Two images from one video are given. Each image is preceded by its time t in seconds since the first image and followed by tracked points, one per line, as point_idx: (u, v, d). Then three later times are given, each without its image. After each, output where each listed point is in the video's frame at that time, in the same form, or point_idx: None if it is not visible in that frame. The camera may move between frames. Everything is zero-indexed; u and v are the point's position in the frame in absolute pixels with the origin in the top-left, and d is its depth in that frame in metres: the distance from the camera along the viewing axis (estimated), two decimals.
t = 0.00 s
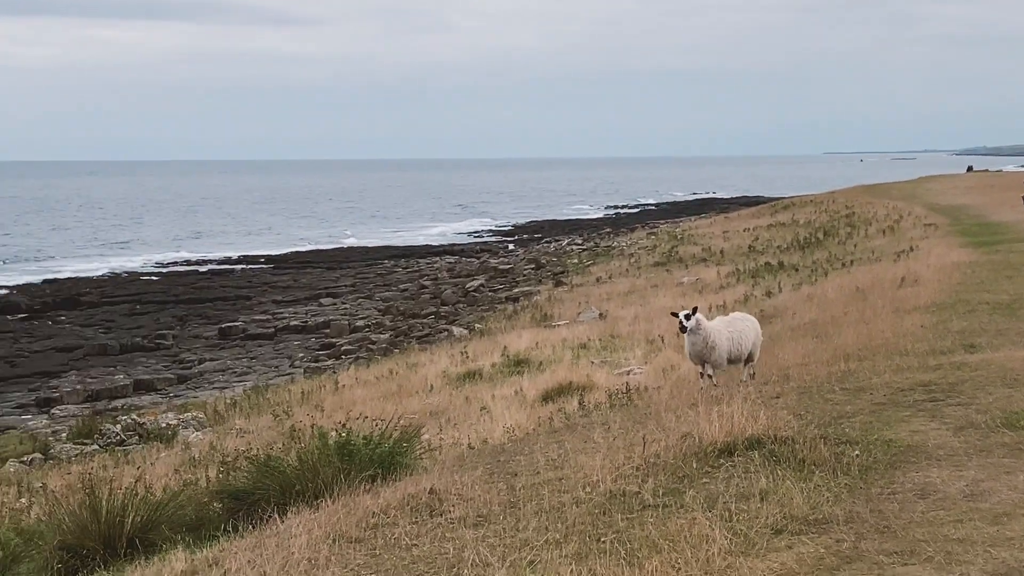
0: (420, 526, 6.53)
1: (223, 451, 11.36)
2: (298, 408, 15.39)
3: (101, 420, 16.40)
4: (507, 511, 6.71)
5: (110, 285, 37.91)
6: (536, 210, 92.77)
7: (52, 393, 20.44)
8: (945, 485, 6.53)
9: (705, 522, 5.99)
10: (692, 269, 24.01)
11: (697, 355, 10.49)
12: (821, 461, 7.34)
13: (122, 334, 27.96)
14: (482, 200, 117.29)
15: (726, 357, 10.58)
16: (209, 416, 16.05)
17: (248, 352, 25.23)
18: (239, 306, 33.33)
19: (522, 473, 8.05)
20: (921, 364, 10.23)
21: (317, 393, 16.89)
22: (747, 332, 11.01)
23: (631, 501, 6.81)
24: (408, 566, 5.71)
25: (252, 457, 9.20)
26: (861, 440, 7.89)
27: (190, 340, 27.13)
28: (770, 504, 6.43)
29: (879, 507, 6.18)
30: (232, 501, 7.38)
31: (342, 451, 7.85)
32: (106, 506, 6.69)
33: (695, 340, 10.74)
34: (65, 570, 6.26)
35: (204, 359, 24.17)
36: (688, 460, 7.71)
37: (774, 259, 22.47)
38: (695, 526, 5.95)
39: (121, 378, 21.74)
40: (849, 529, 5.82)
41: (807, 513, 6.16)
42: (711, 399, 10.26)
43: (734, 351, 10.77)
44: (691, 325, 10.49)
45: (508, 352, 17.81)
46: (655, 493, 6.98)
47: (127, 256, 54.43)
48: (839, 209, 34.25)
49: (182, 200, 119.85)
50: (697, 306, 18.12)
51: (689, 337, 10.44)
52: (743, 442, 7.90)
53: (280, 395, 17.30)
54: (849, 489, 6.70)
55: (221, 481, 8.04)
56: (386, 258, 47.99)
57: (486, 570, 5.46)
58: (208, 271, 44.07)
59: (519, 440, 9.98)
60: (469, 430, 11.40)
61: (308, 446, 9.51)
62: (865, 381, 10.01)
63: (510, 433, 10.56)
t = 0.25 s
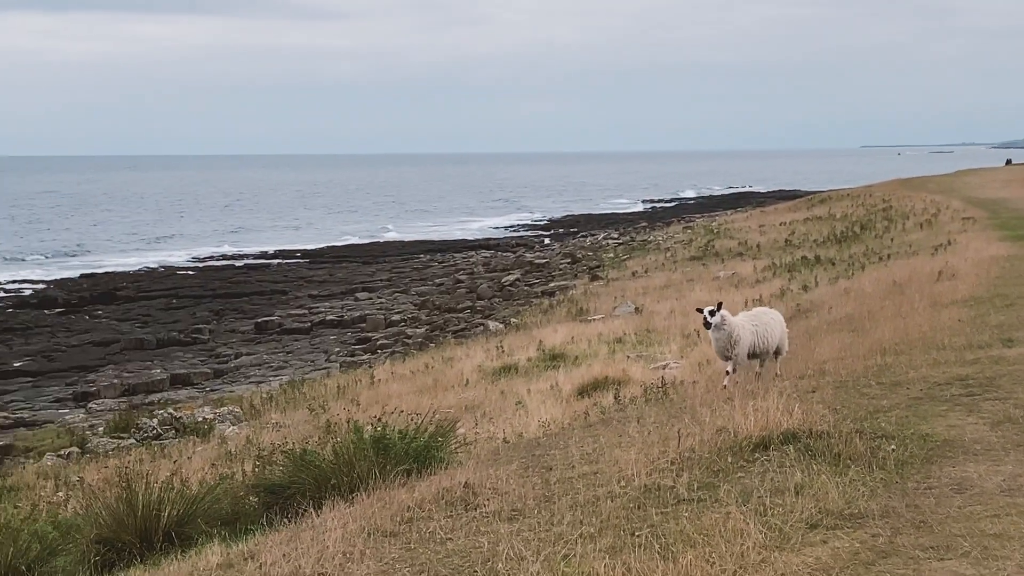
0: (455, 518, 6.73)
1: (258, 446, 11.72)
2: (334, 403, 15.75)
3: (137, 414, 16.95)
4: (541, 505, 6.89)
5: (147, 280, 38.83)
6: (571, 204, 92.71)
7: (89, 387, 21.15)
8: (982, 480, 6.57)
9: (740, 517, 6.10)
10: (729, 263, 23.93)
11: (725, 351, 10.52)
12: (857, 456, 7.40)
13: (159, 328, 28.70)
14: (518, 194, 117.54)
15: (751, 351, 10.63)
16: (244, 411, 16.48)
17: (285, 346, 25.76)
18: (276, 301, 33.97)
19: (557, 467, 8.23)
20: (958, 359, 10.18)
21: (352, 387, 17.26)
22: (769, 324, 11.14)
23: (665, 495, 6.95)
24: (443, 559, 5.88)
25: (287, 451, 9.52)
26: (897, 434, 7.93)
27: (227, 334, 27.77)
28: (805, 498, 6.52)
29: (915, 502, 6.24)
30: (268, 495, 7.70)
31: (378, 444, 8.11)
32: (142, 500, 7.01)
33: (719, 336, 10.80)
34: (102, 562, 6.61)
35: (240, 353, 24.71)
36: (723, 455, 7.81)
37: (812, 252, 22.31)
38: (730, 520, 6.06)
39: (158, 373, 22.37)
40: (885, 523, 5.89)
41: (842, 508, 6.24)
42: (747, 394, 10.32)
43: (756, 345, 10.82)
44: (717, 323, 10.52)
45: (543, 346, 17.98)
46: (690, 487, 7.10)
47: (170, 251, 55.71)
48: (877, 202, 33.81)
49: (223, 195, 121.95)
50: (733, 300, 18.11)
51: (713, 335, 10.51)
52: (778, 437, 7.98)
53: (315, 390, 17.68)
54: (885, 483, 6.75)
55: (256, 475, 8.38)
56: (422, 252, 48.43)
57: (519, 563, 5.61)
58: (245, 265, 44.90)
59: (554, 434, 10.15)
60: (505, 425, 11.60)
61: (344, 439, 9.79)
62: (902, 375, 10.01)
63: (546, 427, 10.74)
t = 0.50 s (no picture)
0: (475, 514, 6.84)
1: (279, 441, 11.91)
2: (355, 398, 15.94)
3: (159, 410, 17.25)
4: (561, 501, 6.99)
5: (169, 276, 39.32)
6: (592, 200, 92.61)
7: (111, 383, 21.53)
8: (1004, 476, 6.57)
9: (759, 513, 6.16)
10: (751, 259, 23.86)
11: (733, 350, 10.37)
12: (878, 452, 7.42)
13: (182, 324, 29.10)
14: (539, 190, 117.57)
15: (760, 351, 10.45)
16: (265, 407, 16.72)
17: (307, 342, 26.06)
18: (298, 296, 34.33)
19: (576, 463, 8.32)
20: (979, 355, 10.14)
21: (374, 383, 17.46)
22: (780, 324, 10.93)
23: (685, 491, 7.02)
24: (462, 555, 5.99)
25: (308, 447, 9.68)
26: (918, 430, 7.93)
27: (249, 330, 28.11)
28: (824, 494, 6.56)
29: (936, 499, 6.26)
30: (289, 490, 7.86)
31: (399, 440, 8.24)
32: (164, 496, 7.14)
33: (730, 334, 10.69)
34: (123, 558, 6.75)
35: (262, 349, 25.02)
36: (743, 451, 7.87)
37: (834, 248, 22.19)
38: (749, 517, 6.12)
39: (180, 368, 22.74)
40: (905, 520, 5.92)
41: (862, 504, 6.27)
42: (768, 390, 10.35)
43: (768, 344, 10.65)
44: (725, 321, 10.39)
45: (564, 342, 18.06)
46: (710, 483, 7.17)
47: (194, 247, 56.38)
48: (900, 198, 33.52)
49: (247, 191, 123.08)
50: (755, 295, 18.07)
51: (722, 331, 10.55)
52: (798, 433, 8.02)
53: (336, 386, 17.89)
54: (905, 480, 6.78)
55: (277, 471, 8.54)
56: (443, 248, 48.66)
57: (539, 559, 5.70)
58: (267, 261, 45.34)
59: (574, 430, 10.24)
60: (526, 420, 11.70)
61: (365, 435, 9.94)
62: (923, 371, 9.99)
63: (567, 423, 10.83)
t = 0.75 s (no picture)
0: (483, 510, 6.90)
1: (288, 437, 12.01)
2: (364, 395, 16.04)
3: (168, 406, 17.40)
4: (568, 497, 7.05)
5: (178, 272, 39.53)
6: (601, 196, 92.56)
7: (120, 380, 21.71)
8: (1011, 473, 6.60)
9: (766, 510, 6.20)
10: (760, 255, 23.84)
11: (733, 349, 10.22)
12: (885, 448, 7.45)
13: (190, 321, 29.28)
14: (548, 187, 117.55)
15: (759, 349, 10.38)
16: (274, 403, 16.83)
17: (317, 338, 26.18)
18: (307, 293, 34.46)
19: (584, 459, 8.39)
20: (988, 351, 10.15)
21: (383, 379, 17.58)
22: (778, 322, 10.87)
23: (692, 487, 7.07)
24: (470, 551, 6.05)
25: (316, 443, 9.77)
26: (926, 427, 7.96)
27: (258, 327, 28.26)
28: (832, 491, 6.60)
29: (943, 495, 6.29)
30: (298, 486, 7.95)
31: (407, 436, 8.32)
32: (172, 493, 7.21)
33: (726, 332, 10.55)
34: (131, 553, 6.82)
35: (271, 346, 25.15)
36: (750, 447, 7.91)
37: (842, 245, 22.15)
38: (756, 514, 6.17)
39: (188, 364, 22.89)
40: (912, 516, 5.95)
41: (870, 500, 6.31)
42: (776, 386, 10.37)
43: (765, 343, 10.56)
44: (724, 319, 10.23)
45: (573, 338, 18.10)
46: (717, 479, 7.21)
47: (203, 243, 56.65)
48: (909, 195, 33.40)
49: (256, 188, 123.46)
50: (763, 292, 18.07)
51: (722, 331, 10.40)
52: (806, 429, 8.06)
53: (344, 382, 17.99)
54: (913, 476, 6.80)
55: (285, 467, 8.63)
56: (451, 244, 48.73)
57: (546, 555, 5.76)
58: (276, 258, 45.51)
59: (582, 427, 10.29)
60: (534, 417, 11.75)
61: (373, 432, 10.01)
62: (930, 367, 10.00)
63: (575, 419, 10.88)
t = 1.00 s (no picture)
0: (483, 505, 6.96)
1: (287, 434, 12.06)
2: (363, 391, 16.10)
3: (166, 403, 17.45)
4: (566, 493, 7.11)
5: (177, 269, 39.55)
6: (600, 193, 92.58)
7: (118, 376, 21.75)
8: (1008, 468, 6.66)
9: (764, 505, 6.25)
10: (758, 252, 23.88)
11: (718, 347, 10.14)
12: (883, 443, 7.50)
13: (189, 318, 29.32)
14: (547, 183, 117.53)
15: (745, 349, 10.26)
16: (273, 399, 16.88)
17: (316, 335, 26.22)
18: (306, 290, 34.49)
19: (582, 455, 8.44)
20: (986, 348, 10.21)
21: (382, 376, 17.64)
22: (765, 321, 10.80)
23: (690, 483, 7.13)
24: (468, 546, 6.10)
25: (315, 439, 9.82)
26: (924, 423, 8.01)
27: (257, 323, 28.31)
28: (830, 486, 6.65)
29: (941, 490, 6.35)
30: (297, 483, 8.00)
31: (406, 432, 8.37)
32: (171, 489, 7.26)
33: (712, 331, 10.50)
34: (130, 550, 6.88)
35: (269, 342, 25.20)
36: (748, 442, 7.97)
37: (841, 242, 22.20)
38: (754, 509, 6.22)
39: (188, 361, 22.92)
40: (910, 511, 6.00)
41: (867, 496, 6.37)
42: (774, 382, 10.44)
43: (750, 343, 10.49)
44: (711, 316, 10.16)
45: (571, 335, 18.14)
46: (715, 475, 7.27)
47: (202, 240, 56.66)
48: (908, 192, 33.48)
49: (255, 184, 123.41)
50: (761, 289, 18.12)
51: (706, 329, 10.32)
52: (804, 425, 8.12)
53: (343, 379, 18.04)
54: (911, 471, 6.86)
55: (284, 463, 8.68)
56: (450, 241, 48.77)
57: (543, 550, 5.81)
58: (275, 254, 45.54)
59: (581, 423, 10.34)
60: (533, 413, 11.81)
61: (372, 428, 10.06)
62: (929, 363, 10.06)
63: (574, 415, 10.94)
